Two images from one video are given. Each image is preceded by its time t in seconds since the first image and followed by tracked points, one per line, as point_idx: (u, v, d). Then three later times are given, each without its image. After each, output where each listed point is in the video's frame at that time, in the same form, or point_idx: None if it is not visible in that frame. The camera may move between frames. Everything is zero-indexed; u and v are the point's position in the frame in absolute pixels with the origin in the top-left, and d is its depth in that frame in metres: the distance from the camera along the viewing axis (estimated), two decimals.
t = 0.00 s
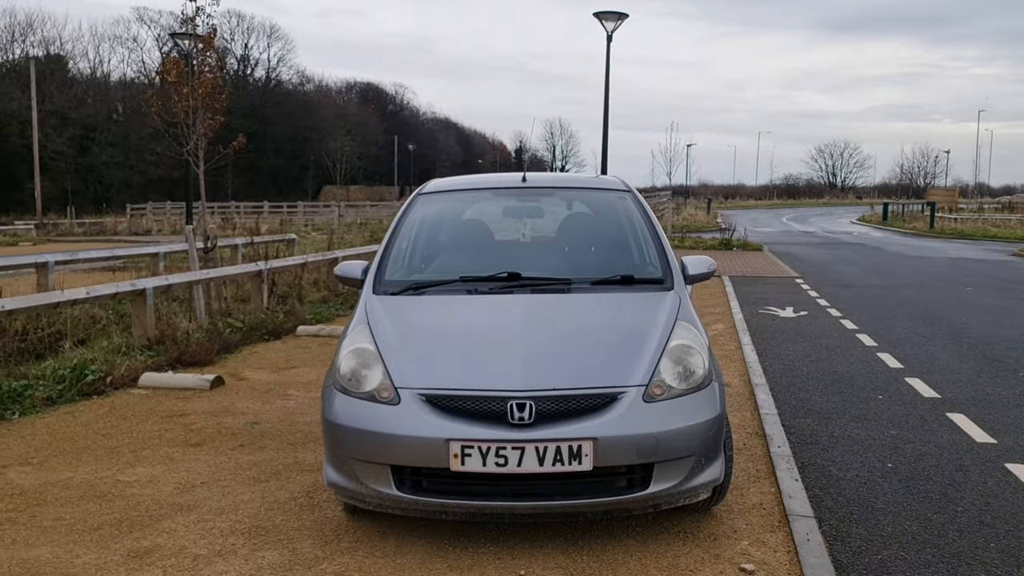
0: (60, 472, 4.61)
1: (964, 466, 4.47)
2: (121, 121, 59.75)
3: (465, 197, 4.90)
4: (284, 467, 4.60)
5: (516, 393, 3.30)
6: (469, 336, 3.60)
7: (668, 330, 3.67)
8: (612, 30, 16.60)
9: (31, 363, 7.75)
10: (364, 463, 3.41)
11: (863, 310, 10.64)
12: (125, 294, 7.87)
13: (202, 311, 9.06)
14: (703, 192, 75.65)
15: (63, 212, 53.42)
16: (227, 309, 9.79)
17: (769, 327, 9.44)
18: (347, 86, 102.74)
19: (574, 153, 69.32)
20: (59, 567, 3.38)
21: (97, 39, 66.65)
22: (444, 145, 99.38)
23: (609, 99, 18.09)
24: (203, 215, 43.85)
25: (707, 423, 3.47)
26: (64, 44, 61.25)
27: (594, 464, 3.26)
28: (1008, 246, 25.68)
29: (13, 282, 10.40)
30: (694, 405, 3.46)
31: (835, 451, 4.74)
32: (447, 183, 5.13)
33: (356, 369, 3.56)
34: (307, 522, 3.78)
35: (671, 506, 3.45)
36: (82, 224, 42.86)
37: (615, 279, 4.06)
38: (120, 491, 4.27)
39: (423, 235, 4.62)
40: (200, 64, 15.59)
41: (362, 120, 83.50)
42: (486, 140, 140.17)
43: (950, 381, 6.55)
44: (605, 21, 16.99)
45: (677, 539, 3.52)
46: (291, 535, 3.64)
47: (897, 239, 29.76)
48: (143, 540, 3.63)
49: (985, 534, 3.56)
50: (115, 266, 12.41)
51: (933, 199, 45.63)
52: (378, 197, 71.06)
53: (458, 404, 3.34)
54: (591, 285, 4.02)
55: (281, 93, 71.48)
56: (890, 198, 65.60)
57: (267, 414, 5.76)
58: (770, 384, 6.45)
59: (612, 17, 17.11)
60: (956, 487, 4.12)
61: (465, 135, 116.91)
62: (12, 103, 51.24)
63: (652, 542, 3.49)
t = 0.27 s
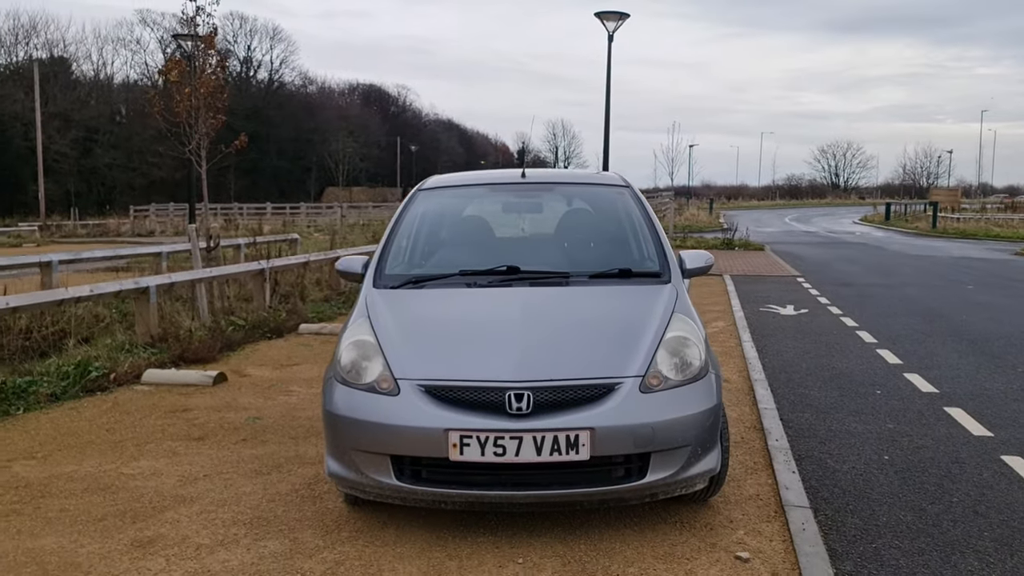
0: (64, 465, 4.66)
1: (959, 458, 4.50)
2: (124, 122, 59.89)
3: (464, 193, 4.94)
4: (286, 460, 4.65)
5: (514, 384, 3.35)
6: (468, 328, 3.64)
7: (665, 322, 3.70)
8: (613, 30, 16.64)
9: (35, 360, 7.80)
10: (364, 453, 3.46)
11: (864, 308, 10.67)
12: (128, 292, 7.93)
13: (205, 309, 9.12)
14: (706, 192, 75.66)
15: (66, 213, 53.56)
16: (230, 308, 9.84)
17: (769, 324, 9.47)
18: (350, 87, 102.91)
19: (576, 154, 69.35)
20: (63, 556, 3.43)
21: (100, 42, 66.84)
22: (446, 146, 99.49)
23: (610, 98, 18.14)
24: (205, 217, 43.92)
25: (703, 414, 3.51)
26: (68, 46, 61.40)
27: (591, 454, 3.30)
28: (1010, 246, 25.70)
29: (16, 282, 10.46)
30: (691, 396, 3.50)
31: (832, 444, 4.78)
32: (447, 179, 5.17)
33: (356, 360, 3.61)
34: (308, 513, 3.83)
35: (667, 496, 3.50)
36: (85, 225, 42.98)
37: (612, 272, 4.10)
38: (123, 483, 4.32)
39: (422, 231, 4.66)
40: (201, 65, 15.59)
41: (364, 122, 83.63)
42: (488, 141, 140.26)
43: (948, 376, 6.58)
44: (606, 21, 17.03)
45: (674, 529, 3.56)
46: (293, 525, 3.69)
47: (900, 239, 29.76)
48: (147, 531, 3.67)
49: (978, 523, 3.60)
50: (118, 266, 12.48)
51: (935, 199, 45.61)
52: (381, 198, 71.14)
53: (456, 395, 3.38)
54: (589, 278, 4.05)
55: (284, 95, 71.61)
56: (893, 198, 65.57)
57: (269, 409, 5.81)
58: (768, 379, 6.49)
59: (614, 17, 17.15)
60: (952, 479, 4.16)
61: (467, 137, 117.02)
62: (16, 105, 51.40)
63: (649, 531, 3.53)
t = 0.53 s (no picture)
0: (64, 460, 4.72)
1: (950, 451, 4.53)
2: (130, 126, 60.15)
3: (459, 191, 4.99)
4: (282, 454, 4.70)
5: (504, 375, 3.40)
6: (459, 322, 3.69)
7: (654, 316, 3.75)
8: (614, 32, 16.70)
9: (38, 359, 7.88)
10: (356, 444, 3.50)
11: (863, 307, 10.70)
12: (130, 291, 8.00)
13: (206, 309, 9.19)
14: (711, 195, 75.68)
15: (72, 217, 53.79)
16: (232, 308, 9.92)
17: (768, 323, 9.50)
18: (354, 91, 103.18)
19: (580, 156, 69.39)
20: (61, 546, 3.48)
21: (106, 46, 67.17)
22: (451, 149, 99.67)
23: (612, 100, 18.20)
24: (210, 220, 44.09)
25: (691, 405, 3.55)
26: (73, 50, 61.71)
27: (579, 444, 3.34)
28: (1015, 246, 25.68)
29: (20, 283, 10.55)
30: (678, 387, 3.54)
31: (823, 438, 4.82)
32: (441, 176, 5.23)
33: (349, 353, 3.66)
34: (302, 505, 3.88)
35: (655, 486, 3.54)
36: (91, 228, 43.18)
37: (604, 267, 4.14)
38: (122, 477, 4.38)
39: (417, 228, 4.71)
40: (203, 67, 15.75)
41: (369, 125, 83.88)
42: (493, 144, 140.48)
43: (943, 373, 6.60)
44: (607, 23, 17.08)
45: (662, 520, 3.60)
46: (287, 516, 3.74)
47: (903, 240, 29.77)
48: (143, 521, 3.73)
49: (964, 513, 3.63)
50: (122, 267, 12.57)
51: (940, 201, 45.58)
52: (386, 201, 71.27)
53: (446, 387, 3.43)
54: (580, 273, 4.10)
55: (289, 98, 71.83)
56: (898, 200, 65.53)
57: (268, 405, 5.87)
58: (764, 376, 6.53)
59: (615, 19, 17.21)
60: (940, 471, 4.19)
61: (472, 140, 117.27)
62: (22, 109, 51.67)
63: (637, 522, 3.58)
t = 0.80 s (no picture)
0: (61, 447, 4.80)
1: (936, 439, 4.57)
2: (137, 123, 60.41)
3: (449, 183, 5.04)
4: (275, 442, 4.77)
5: (487, 361, 3.45)
6: (444, 310, 3.74)
7: (638, 303, 3.79)
8: (616, 26, 16.72)
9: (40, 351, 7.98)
10: (343, 429, 3.56)
11: (862, 300, 10.72)
12: (131, 284, 8.08)
13: (208, 302, 9.28)
14: (717, 190, 75.54)
15: (80, 213, 54.08)
16: (233, 301, 10.01)
17: (766, 316, 9.53)
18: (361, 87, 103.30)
19: (587, 152, 69.32)
20: (54, 528, 3.55)
21: (114, 43, 67.46)
22: (457, 146, 99.72)
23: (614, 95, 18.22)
24: (216, 216, 44.26)
25: (673, 391, 3.60)
26: (81, 48, 61.99)
27: (561, 429, 3.39)
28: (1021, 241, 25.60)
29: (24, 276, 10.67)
30: (660, 373, 3.59)
31: (811, 426, 4.86)
32: (433, 168, 5.28)
33: (336, 340, 3.71)
34: (292, 490, 3.94)
35: (637, 471, 3.59)
36: (98, 224, 43.42)
37: (590, 256, 4.19)
38: (117, 463, 4.45)
39: (407, 218, 4.77)
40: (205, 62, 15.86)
41: (375, 121, 83.98)
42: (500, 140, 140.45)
43: (937, 364, 6.63)
44: (609, 18, 17.09)
45: (645, 505, 3.65)
46: (276, 500, 3.80)
47: (909, 235, 29.71)
48: (135, 505, 3.80)
49: (945, 498, 3.67)
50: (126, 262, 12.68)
51: (947, 196, 45.40)
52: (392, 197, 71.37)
53: (431, 372, 3.48)
54: (566, 262, 4.15)
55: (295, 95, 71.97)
56: (905, 196, 65.31)
57: (264, 395, 5.94)
58: (757, 367, 6.57)
59: (617, 13, 17.22)
60: (925, 458, 4.23)
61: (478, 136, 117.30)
62: (30, 106, 51.97)
63: (620, 507, 3.63)
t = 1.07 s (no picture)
0: (74, 425, 4.92)
1: (936, 422, 4.58)
2: (161, 109, 60.94)
3: (453, 167, 5.10)
4: (282, 421, 4.88)
5: (483, 342, 3.51)
6: (442, 292, 3.80)
7: (634, 287, 3.84)
8: (632, 10, 16.65)
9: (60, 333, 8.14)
10: (343, 408, 3.64)
11: (876, 285, 10.68)
12: (147, 266, 8.20)
13: (224, 285, 9.41)
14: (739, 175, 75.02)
15: (105, 198, 54.75)
16: (249, 284, 10.14)
17: (778, 300, 9.52)
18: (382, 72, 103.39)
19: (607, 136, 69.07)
20: (63, 502, 3.66)
21: (137, 29, 67.98)
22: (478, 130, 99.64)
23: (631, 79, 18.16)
24: (238, 200, 44.65)
25: (667, 372, 3.64)
26: (105, 34, 62.55)
27: (555, 409, 3.45)
28: None
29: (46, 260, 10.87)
30: (654, 355, 3.64)
31: (813, 409, 4.89)
32: (437, 152, 5.33)
33: (337, 320, 3.79)
34: (295, 467, 4.04)
35: (631, 451, 3.64)
36: (123, 209, 43.95)
37: (588, 238, 4.23)
38: (127, 441, 4.57)
39: (410, 202, 4.83)
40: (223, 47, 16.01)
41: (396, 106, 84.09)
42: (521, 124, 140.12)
43: (945, 348, 6.62)
44: (625, 1, 16.99)
45: (639, 484, 3.71)
46: (279, 477, 3.90)
47: (931, 219, 29.43)
48: (143, 481, 3.91)
49: (938, 480, 3.69)
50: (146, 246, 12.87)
51: (973, 179, 44.82)
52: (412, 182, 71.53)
53: (427, 352, 3.55)
54: (565, 244, 4.19)
55: (316, 80, 72.20)
56: (930, 180, 64.57)
57: (275, 376, 6.05)
58: (764, 351, 6.59)
59: None
60: (922, 441, 4.25)
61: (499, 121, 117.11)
62: (55, 93, 52.59)
63: (614, 486, 3.69)
